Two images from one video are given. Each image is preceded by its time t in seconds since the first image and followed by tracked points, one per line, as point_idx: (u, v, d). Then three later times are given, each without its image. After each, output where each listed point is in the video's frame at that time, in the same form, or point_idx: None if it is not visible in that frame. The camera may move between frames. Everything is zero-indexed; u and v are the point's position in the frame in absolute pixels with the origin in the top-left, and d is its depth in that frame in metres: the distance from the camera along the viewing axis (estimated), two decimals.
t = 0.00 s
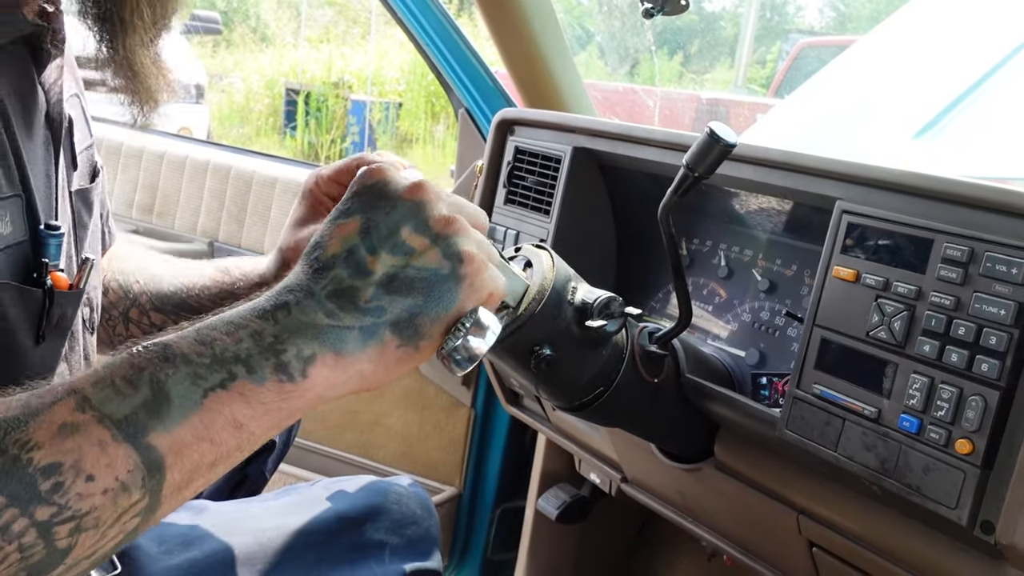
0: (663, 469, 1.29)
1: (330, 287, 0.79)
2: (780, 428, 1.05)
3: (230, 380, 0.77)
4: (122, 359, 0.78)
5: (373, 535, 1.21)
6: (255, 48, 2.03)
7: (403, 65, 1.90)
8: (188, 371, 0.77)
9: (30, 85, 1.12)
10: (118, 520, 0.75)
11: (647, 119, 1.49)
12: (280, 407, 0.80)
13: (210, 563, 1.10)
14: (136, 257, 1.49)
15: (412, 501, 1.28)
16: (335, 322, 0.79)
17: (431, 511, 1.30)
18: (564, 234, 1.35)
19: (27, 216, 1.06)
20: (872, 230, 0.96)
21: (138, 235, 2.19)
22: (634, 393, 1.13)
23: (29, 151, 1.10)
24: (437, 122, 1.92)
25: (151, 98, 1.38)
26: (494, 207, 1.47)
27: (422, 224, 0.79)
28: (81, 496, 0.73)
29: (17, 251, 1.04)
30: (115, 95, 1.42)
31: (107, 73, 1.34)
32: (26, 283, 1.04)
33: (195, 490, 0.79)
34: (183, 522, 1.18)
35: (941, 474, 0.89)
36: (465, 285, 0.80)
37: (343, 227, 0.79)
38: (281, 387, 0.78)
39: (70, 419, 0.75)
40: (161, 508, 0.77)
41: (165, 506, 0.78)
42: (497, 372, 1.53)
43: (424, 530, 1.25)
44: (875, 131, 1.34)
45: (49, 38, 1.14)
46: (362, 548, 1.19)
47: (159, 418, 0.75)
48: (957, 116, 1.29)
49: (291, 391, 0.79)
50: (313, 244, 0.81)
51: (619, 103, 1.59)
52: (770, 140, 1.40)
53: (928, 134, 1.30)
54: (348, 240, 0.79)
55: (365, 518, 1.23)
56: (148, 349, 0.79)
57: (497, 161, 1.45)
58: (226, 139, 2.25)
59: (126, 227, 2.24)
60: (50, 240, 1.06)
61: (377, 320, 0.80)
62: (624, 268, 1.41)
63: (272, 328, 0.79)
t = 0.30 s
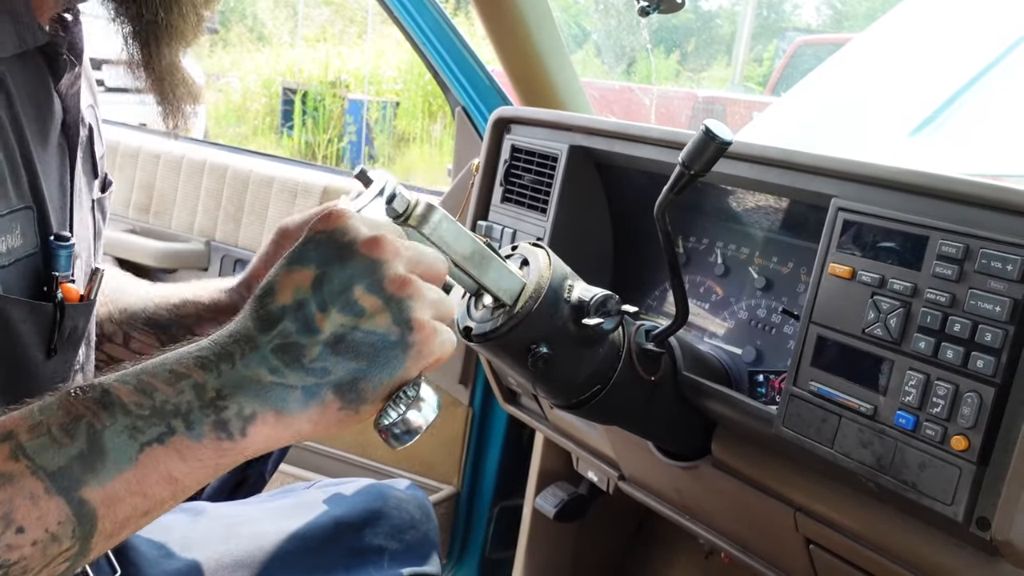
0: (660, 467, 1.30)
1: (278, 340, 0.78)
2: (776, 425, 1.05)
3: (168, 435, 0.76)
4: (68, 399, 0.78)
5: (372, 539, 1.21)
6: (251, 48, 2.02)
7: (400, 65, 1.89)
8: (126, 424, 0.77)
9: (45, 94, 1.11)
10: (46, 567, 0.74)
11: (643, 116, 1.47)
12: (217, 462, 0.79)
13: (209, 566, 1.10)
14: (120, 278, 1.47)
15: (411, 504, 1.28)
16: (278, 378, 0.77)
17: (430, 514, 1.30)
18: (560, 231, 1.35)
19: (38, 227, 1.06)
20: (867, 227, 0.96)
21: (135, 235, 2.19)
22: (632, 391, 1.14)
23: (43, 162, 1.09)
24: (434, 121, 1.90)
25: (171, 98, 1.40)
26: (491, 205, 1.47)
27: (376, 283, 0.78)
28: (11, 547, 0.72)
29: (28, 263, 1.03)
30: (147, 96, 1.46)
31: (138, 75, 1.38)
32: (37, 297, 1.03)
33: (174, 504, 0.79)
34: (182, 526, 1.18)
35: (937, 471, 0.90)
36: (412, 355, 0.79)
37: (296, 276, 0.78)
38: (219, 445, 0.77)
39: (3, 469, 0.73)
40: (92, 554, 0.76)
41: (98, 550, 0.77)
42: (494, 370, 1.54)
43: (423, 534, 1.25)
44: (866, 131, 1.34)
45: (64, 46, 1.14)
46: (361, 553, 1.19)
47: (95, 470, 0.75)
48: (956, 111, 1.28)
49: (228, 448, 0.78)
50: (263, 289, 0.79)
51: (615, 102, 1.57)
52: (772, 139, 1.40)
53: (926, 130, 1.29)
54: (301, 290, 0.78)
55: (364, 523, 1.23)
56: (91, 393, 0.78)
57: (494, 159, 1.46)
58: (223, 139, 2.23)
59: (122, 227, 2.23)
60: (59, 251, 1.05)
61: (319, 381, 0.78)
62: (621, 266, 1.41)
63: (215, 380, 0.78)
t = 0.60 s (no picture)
0: (658, 465, 1.29)
1: (307, 271, 0.78)
2: (774, 422, 1.05)
3: (208, 360, 0.73)
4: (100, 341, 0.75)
5: (369, 538, 1.20)
6: (247, 46, 2.08)
7: (396, 62, 1.90)
8: (165, 353, 0.74)
9: (34, 82, 1.09)
10: (98, 502, 0.72)
11: (641, 113, 1.45)
12: (257, 388, 0.76)
13: (204, 567, 1.09)
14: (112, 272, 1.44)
15: (408, 503, 1.27)
16: (312, 304, 0.77)
17: (426, 513, 1.29)
18: (557, 229, 1.35)
19: (28, 213, 1.04)
20: (864, 223, 0.95)
21: (130, 233, 2.17)
22: (629, 388, 1.13)
23: (35, 150, 1.08)
24: (430, 119, 1.89)
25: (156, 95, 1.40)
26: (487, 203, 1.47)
27: (396, 210, 0.79)
28: (60, 478, 0.69)
29: (20, 249, 1.02)
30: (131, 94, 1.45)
31: (122, 73, 1.37)
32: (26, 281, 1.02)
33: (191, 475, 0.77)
34: (177, 527, 1.17)
35: (936, 468, 0.89)
36: (438, 270, 0.78)
37: (320, 215, 0.79)
38: (258, 368, 0.75)
39: (46, 402, 0.70)
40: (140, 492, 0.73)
41: (146, 487, 0.74)
42: (491, 368, 1.53)
43: (419, 533, 1.24)
44: (866, 128, 1.35)
45: (53, 34, 1.13)
46: (357, 553, 1.18)
47: (138, 399, 0.72)
48: (954, 105, 1.29)
49: (268, 371, 0.76)
50: (289, 231, 0.80)
51: (612, 99, 1.55)
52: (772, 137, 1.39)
53: (924, 127, 1.31)
54: (324, 227, 0.79)
55: (360, 521, 1.22)
56: (125, 332, 0.75)
57: (491, 156, 1.45)
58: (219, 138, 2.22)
59: (116, 225, 2.22)
60: (51, 238, 1.04)
61: (351, 304, 0.78)
62: (618, 264, 1.41)
63: (250, 313, 0.76)
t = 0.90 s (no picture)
0: (657, 463, 1.29)
1: (354, 121, 0.75)
2: (773, 420, 1.05)
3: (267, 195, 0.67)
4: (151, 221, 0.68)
5: (366, 528, 1.21)
6: (245, 45, 2.11)
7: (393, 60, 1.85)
8: (222, 201, 0.67)
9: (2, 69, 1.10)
10: (184, 355, 0.62)
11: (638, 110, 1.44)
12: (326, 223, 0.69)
13: (202, 561, 1.09)
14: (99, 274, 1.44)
15: (403, 493, 1.28)
16: (366, 142, 0.73)
17: (422, 503, 1.30)
18: (555, 227, 1.34)
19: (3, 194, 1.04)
20: (861, 221, 0.95)
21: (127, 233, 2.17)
22: (628, 386, 1.13)
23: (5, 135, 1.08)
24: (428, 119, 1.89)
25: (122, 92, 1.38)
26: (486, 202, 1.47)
27: (432, 57, 0.77)
28: (139, 326, 0.60)
29: None
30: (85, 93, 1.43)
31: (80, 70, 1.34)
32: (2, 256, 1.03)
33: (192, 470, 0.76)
34: (174, 522, 1.17)
35: (934, 466, 0.89)
36: (486, 94, 0.77)
37: (361, 85, 0.79)
38: (318, 197, 0.69)
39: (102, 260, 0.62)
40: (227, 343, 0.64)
41: (230, 345, 0.64)
42: (489, 367, 1.53)
43: (415, 522, 1.25)
44: (864, 126, 1.34)
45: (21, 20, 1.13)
46: (354, 541, 1.19)
47: (203, 241, 0.64)
48: (954, 103, 1.29)
49: (330, 201, 0.69)
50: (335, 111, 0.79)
51: (610, 98, 1.56)
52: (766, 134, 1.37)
53: (923, 124, 1.30)
54: (364, 89, 0.78)
55: (356, 511, 1.23)
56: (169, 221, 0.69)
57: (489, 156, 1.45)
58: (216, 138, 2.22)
59: (113, 225, 2.21)
60: (26, 218, 1.05)
61: (404, 135, 0.74)
62: (617, 263, 1.41)
63: (299, 159, 0.71)
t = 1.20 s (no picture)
0: (657, 461, 1.29)
1: (371, 163, 0.74)
2: (773, 419, 1.05)
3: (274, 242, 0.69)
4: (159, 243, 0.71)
5: (363, 513, 1.21)
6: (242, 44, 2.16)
7: (392, 59, 1.87)
8: (229, 239, 0.70)
9: None
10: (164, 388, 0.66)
11: (638, 108, 1.44)
12: (328, 274, 0.72)
13: (200, 554, 1.09)
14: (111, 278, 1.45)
15: (398, 480, 1.29)
16: (378, 195, 0.73)
17: (417, 490, 1.31)
18: (554, 225, 1.34)
19: None
20: (861, 219, 0.95)
21: (125, 232, 2.16)
22: (628, 384, 1.13)
23: None
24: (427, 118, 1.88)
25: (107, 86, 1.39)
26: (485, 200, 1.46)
27: (455, 105, 0.75)
28: (125, 356, 0.64)
29: None
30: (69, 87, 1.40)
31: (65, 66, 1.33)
32: None
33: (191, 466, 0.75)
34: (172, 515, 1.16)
35: (936, 463, 0.89)
36: (506, 161, 0.76)
37: (379, 122, 0.76)
38: (326, 251, 0.71)
39: (108, 284, 0.66)
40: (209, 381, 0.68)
41: (213, 380, 0.69)
42: (489, 365, 1.53)
43: (411, 507, 1.26)
44: (860, 122, 1.35)
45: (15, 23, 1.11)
46: (352, 526, 1.19)
47: (203, 280, 0.67)
48: (955, 100, 1.28)
49: (337, 255, 0.71)
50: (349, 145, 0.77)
51: (609, 96, 1.56)
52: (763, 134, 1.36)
53: (921, 122, 1.30)
54: (382, 131, 0.76)
55: (353, 499, 1.23)
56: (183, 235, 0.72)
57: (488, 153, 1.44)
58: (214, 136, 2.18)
59: (111, 224, 2.20)
60: (9, 205, 1.05)
61: (419, 193, 0.74)
62: (616, 261, 1.41)
63: (312, 207, 0.72)
